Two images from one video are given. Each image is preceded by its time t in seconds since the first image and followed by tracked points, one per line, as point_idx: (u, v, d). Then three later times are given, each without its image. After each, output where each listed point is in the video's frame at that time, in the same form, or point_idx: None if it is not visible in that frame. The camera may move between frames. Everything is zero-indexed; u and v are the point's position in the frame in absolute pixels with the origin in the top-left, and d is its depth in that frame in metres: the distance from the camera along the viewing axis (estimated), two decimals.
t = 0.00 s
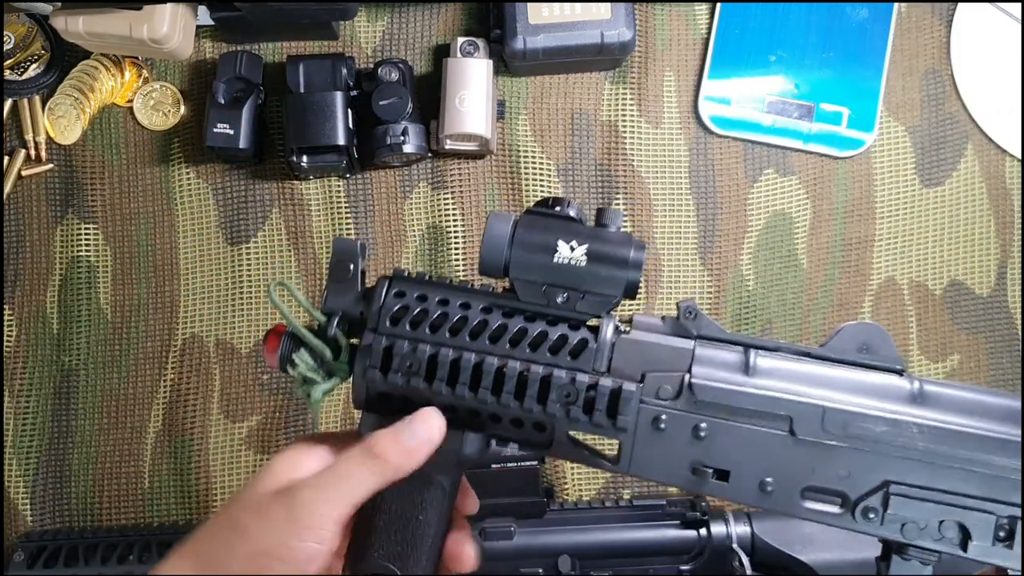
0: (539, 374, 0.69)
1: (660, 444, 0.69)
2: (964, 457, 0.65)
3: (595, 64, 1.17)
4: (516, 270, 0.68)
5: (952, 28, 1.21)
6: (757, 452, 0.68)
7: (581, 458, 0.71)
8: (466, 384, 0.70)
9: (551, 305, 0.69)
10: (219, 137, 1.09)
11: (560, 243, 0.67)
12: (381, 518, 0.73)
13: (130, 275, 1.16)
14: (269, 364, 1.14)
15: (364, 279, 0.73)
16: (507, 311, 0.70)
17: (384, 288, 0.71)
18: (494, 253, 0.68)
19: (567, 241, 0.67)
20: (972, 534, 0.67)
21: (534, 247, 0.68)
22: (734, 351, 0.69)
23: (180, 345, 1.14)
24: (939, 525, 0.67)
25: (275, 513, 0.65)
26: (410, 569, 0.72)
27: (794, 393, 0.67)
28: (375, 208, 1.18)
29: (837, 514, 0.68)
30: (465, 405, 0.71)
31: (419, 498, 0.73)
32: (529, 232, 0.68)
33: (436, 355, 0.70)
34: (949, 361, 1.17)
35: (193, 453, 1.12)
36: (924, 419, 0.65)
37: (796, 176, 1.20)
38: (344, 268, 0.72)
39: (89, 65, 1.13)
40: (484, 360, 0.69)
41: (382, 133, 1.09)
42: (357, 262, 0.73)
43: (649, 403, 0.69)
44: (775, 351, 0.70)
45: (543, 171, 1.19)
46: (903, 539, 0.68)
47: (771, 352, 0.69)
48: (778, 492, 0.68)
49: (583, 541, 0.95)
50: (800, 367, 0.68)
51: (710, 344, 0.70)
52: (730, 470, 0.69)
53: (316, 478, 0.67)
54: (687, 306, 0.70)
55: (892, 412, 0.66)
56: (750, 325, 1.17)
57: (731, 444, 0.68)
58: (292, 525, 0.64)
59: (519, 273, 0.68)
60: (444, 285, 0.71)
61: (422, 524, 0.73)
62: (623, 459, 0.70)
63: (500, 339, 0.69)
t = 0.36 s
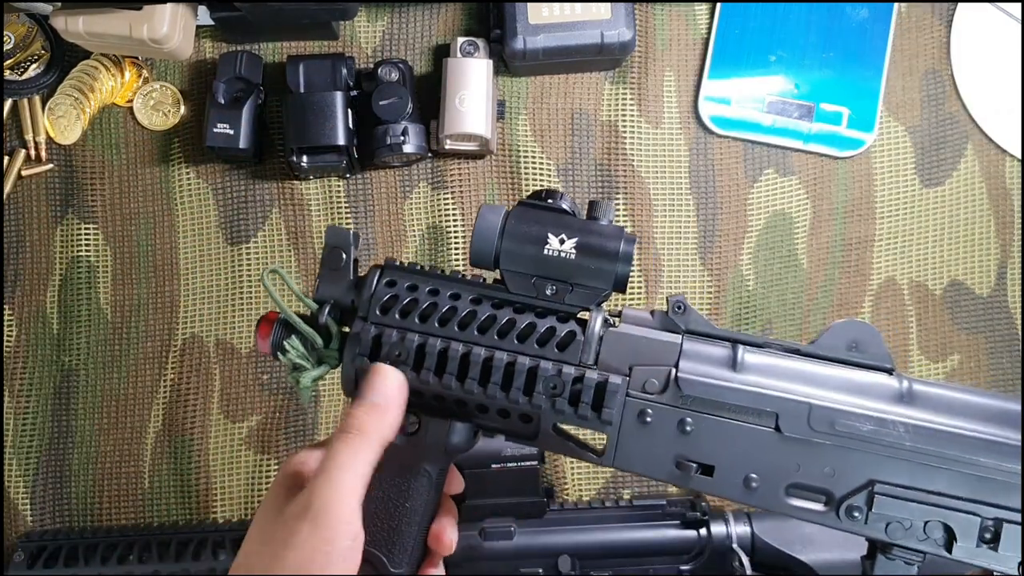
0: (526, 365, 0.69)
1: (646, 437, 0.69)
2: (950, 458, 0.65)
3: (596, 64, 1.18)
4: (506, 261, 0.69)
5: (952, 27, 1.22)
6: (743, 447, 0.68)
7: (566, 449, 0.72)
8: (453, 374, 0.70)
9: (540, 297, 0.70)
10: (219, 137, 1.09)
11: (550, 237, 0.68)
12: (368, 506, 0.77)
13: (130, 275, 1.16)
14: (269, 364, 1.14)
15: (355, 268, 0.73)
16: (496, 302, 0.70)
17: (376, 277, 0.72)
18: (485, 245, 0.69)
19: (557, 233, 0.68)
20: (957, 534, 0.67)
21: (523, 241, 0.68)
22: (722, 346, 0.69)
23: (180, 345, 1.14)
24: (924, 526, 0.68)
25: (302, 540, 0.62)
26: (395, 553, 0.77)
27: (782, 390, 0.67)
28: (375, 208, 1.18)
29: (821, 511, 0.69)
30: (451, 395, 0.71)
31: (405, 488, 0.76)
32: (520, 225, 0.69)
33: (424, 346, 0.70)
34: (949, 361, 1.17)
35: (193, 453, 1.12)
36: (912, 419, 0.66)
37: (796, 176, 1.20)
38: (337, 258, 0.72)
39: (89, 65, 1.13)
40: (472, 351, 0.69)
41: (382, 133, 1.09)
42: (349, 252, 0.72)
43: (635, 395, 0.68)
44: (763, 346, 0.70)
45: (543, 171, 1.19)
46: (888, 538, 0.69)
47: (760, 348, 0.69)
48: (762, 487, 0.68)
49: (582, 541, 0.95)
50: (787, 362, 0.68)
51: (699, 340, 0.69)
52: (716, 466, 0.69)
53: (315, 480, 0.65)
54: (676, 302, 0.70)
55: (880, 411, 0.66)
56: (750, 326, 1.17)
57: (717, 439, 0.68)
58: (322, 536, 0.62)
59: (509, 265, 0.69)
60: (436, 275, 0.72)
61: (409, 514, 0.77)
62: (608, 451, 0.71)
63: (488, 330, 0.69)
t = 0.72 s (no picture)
0: (510, 377, 0.69)
1: (632, 450, 0.69)
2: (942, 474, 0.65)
3: (596, 64, 1.18)
4: (491, 270, 0.69)
5: (952, 27, 1.22)
6: (728, 460, 0.68)
7: (553, 461, 0.72)
8: (437, 386, 0.70)
9: (526, 306, 0.70)
10: (219, 137, 1.09)
11: (535, 245, 0.68)
12: (360, 517, 0.77)
13: (129, 275, 1.16)
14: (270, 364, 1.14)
15: (342, 276, 0.74)
16: (482, 312, 0.71)
17: (361, 286, 0.72)
18: (470, 253, 0.69)
19: (542, 242, 0.68)
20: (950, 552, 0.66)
21: (508, 249, 0.68)
22: (711, 357, 0.68)
23: (180, 345, 1.14)
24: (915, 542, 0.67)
25: (257, 534, 0.68)
26: (385, 563, 0.76)
27: (770, 403, 0.67)
28: (375, 208, 1.17)
29: (809, 525, 0.68)
30: (437, 406, 0.72)
31: (396, 498, 0.77)
32: (506, 232, 0.68)
33: (408, 357, 0.70)
34: (949, 361, 1.17)
35: (193, 453, 1.12)
36: (903, 434, 0.65)
37: (796, 176, 1.20)
38: (322, 266, 0.73)
39: (89, 65, 1.13)
40: (456, 362, 0.70)
41: (382, 133, 1.09)
42: (334, 260, 0.73)
43: (621, 408, 0.69)
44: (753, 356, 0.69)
45: (543, 171, 1.19)
46: (877, 553, 0.68)
47: (749, 359, 0.69)
48: (749, 501, 0.68)
49: (582, 541, 0.95)
50: (776, 374, 0.68)
51: (687, 350, 0.69)
52: (702, 479, 0.69)
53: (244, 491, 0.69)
54: (665, 311, 0.69)
55: (870, 426, 0.65)
56: (750, 326, 1.17)
57: (702, 452, 0.68)
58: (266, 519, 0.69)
59: (494, 274, 0.69)
60: (422, 284, 0.72)
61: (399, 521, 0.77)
62: (594, 463, 0.71)
63: (474, 340, 0.70)
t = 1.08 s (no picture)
0: (526, 384, 0.69)
1: (646, 459, 0.69)
2: (956, 486, 0.64)
3: (596, 64, 1.18)
4: (507, 277, 0.69)
5: (952, 28, 1.21)
6: (743, 471, 0.67)
7: (566, 470, 0.71)
8: (451, 392, 0.70)
9: (542, 314, 0.70)
10: (219, 137, 1.09)
11: (552, 253, 0.68)
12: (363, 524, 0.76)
13: (129, 275, 1.16)
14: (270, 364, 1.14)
15: (353, 280, 0.74)
16: (496, 318, 0.71)
17: (375, 290, 0.73)
18: (485, 259, 0.69)
19: (558, 250, 0.68)
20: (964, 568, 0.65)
21: (525, 256, 0.68)
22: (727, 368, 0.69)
23: (180, 345, 1.14)
24: (930, 556, 0.65)
25: (267, 547, 0.72)
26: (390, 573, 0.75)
27: (784, 413, 0.67)
28: (375, 208, 1.17)
29: (824, 539, 0.67)
30: (450, 413, 0.71)
31: (402, 506, 0.76)
32: (523, 239, 0.68)
33: (422, 362, 0.70)
34: (949, 361, 1.17)
35: (193, 453, 1.12)
36: (916, 445, 0.65)
37: (796, 176, 1.20)
38: (335, 270, 0.73)
39: (89, 65, 1.13)
40: (471, 368, 0.70)
41: (382, 132, 1.09)
42: (347, 264, 0.73)
43: (637, 417, 0.69)
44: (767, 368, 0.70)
45: (543, 171, 1.19)
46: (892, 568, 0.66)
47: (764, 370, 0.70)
48: (764, 514, 0.67)
49: (583, 541, 0.95)
50: (791, 386, 0.68)
51: (700, 361, 0.70)
52: (717, 490, 0.68)
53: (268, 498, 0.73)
54: (680, 321, 0.71)
55: (884, 437, 0.65)
56: (750, 326, 1.17)
57: (718, 463, 0.68)
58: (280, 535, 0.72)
59: (511, 281, 0.69)
60: (435, 290, 0.72)
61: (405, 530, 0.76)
62: (608, 474, 0.70)
63: (489, 347, 0.70)
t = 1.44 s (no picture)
0: (526, 391, 0.69)
1: (642, 470, 0.69)
2: (952, 521, 0.63)
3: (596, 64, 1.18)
4: (514, 279, 0.69)
5: (952, 28, 1.21)
6: (738, 490, 0.67)
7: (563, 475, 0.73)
8: (452, 394, 0.70)
9: (546, 320, 0.70)
10: (219, 137, 1.09)
11: (560, 259, 0.67)
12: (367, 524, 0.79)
13: (129, 275, 1.16)
14: (270, 364, 1.14)
15: (365, 274, 0.73)
16: (501, 321, 0.70)
17: (386, 285, 0.72)
18: (494, 259, 0.69)
19: (567, 256, 0.67)
20: None
21: (534, 260, 0.68)
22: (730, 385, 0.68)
23: (180, 345, 1.14)
24: None
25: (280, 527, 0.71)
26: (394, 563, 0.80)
27: (785, 436, 0.66)
28: (375, 208, 1.17)
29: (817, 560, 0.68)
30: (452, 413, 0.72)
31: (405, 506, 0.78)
32: (533, 242, 0.68)
33: (425, 362, 0.70)
34: (949, 361, 1.17)
35: (193, 453, 1.12)
36: (918, 478, 0.64)
37: (796, 176, 1.20)
38: (348, 265, 0.72)
39: (89, 66, 1.13)
40: (472, 372, 0.69)
41: (382, 133, 1.09)
42: (361, 257, 0.72)
43: (634, 429, 0.68)
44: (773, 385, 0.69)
45: (543, 171, 1.19)
46: None
47: (769, 388, 0.68)
48: (758, 532, 0.68)
49: (583, 541, 0.95)
50: (795, 407, 0.67)
51: (705, 375, 0.69)
52: (710, 506, 0.68)
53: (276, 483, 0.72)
54: (685, 333, 0.69)
55: (886, 468, 0.64)
56: (750, 326, 1.17)
57: (714, 479, 0.67)
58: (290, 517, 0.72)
59: (518, 284, 0.69)
60: (445, 289, 0.72)
61: (408, 524, 0.79)
62: (603, 483, 0.71)
63: (492, 351, 0.70)
